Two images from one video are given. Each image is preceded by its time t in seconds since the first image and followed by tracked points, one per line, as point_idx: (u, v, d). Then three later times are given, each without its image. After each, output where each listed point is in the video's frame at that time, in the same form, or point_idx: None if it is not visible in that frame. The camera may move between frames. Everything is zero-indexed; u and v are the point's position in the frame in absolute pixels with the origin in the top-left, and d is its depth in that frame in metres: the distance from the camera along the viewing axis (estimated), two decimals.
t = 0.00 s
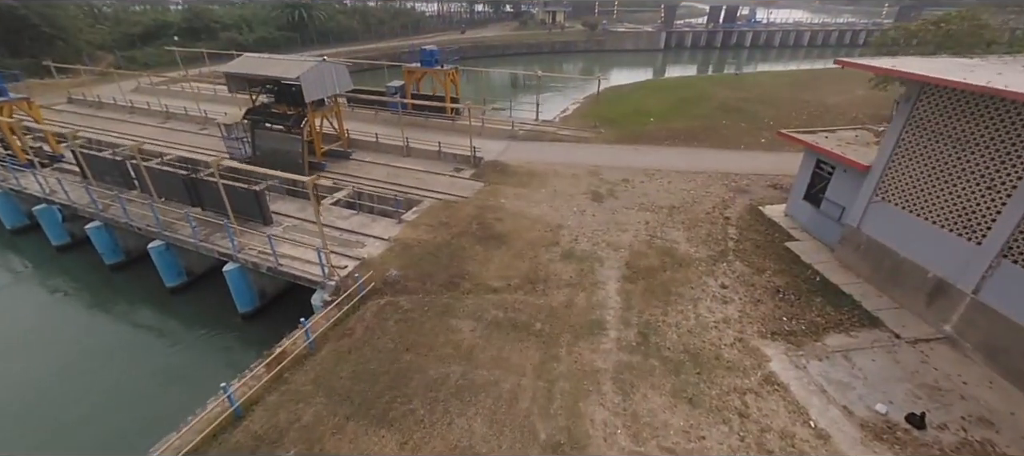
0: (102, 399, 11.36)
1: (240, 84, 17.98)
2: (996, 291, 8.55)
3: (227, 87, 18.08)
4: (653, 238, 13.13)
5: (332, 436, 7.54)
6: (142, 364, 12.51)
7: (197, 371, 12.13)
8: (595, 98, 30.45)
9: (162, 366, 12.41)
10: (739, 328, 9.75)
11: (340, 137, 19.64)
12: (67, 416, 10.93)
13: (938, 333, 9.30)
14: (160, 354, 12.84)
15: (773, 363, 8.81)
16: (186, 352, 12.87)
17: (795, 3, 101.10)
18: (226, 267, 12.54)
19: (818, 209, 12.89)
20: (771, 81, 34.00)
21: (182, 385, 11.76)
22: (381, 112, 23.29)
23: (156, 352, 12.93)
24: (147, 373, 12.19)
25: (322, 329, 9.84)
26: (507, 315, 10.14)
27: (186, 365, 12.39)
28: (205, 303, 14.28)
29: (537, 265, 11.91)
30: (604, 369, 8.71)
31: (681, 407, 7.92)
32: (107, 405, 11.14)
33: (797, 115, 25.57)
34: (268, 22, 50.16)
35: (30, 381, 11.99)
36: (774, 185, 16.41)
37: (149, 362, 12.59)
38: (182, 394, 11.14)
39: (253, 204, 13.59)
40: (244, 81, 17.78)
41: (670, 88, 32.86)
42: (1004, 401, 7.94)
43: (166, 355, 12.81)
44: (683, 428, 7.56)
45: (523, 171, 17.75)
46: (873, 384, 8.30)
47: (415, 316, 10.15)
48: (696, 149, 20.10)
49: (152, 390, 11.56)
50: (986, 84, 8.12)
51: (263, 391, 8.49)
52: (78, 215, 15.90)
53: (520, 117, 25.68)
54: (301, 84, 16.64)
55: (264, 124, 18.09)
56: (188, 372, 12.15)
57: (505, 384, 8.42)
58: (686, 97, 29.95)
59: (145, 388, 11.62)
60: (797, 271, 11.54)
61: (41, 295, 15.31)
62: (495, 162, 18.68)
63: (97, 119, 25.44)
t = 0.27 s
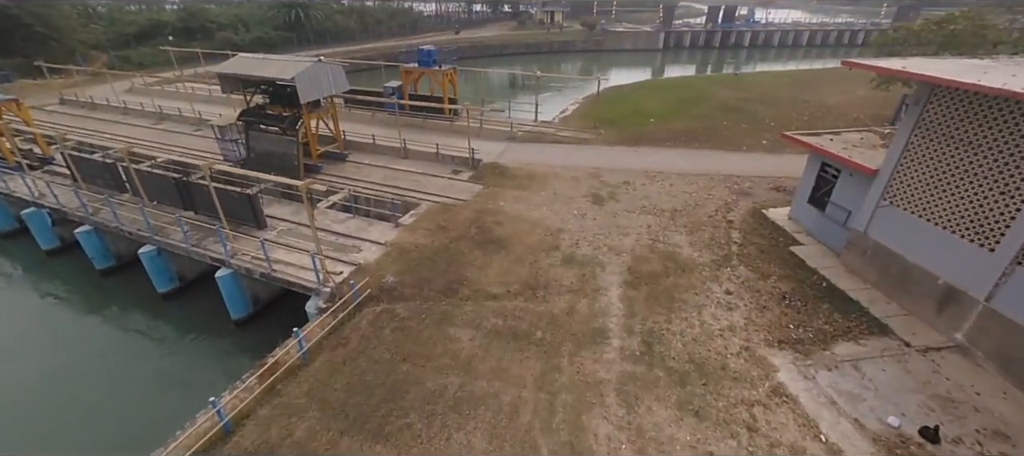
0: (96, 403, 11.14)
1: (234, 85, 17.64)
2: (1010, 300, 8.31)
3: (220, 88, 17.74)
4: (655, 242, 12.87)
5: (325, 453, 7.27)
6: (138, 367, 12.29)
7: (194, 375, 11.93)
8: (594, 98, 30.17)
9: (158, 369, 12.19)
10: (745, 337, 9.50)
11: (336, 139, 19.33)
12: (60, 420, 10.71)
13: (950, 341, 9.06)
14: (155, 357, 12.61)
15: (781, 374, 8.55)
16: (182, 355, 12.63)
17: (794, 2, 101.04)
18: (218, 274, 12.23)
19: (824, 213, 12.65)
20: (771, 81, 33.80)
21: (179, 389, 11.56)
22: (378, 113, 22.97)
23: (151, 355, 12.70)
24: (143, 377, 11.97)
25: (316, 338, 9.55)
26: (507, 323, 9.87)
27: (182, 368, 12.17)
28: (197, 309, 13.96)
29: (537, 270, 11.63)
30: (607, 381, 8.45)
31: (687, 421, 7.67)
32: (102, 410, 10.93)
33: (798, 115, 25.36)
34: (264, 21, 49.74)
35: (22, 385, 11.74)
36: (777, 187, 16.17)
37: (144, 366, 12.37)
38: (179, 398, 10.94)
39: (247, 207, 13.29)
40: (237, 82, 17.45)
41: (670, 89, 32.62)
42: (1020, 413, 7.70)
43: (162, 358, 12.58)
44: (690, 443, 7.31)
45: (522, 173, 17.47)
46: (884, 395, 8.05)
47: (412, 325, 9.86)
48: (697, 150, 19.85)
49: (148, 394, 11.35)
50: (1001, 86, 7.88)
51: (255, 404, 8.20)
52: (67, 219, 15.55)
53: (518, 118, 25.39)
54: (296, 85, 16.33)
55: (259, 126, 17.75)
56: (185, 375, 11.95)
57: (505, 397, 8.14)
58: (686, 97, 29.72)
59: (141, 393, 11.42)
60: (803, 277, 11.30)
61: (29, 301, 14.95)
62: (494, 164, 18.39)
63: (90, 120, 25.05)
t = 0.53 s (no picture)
0: (96, 408, 10.96)
1: (229, 86, 17.33)
2: None
3: (215, 89, 17.42)
4: (658, 248, 12.60)
5: None
6: (136, 372, 12.10)
7: (194, 379, 11.76)
8: (595, 99, 29.86)
9: (157, 374, 12.00)
10: (753, 346, 9.22)
11: (332, 140, 19.03)
12: (59, 426, 10.52)
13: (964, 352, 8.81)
14: (154, 362, 12.41)
15: (790, 386, 8.29)
16: (181, 359, 12.44)
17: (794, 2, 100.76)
18: (211, 279, 11.90)
19: (830, 217, 12.38)
20: (773, 81, 33.52)
21: (180, 393, 11.39)
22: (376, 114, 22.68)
23: (150, 360, 12.50)
24: (142, 382, 11.78)
25: (310, 349, 9.25)
26: (507, 333, 9.58)
27: (182, 373, 11.99)
28: (190, 316, 13.63)
29: (538, 276, 11.34)
30: (611, 394, 8.18)
31: (694, 437, 7.40)
32: (102, 414, 10.77)
33: (801, 115, 25.09)
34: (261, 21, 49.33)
35: (19, 389, 11.55)
36: (781, 190, 15.91)
37: (143, 370, 12.18)
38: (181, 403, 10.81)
39: (241, 212, 13.01)
40: (232, 83, 17.12)
41: (671, 89, 32.34)
42: None
43: (160, 363, 12.39)
44: None
45: (522, 176, 17.19)
46: (897, 409, 7.78)
47: (408, 335, 9.55)
48: (699, 152, 19.58)
49: (148, 399, 11.18)
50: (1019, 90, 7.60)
51: (247, 418, 7.92)
52: (58, 224, 15.21)
53: (518, 119, 25.09)
54: (291, 85, 16.01)
55: (254, 128, 17.42)
56: (185, 379, 11.77)
57: (506, 411, 7.86)
58: (687, 97, 29.45)
59: (140, 398, 11.24)
60: (810, 283, 11.03)
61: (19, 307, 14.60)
62: (494, 166, 18.10)
63: (84, 121, 24.73)
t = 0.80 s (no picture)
0: (91, 414, 10.72)
1: (225, 86, 17.03)
2: None
3: (211, 90, 17.12)
4: (663, 253, 12.30)
5: None
6: (133, 376, 11.85)
7: (192, 383, 11.53)
8: (596, 99, 29.56)
9: (154, 378, 11.77)
10: (762, 357, 8.93)
11: (330, 142, 18.73)
12: (54, 432, 10.27)
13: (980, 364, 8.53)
14: (150, 366, 12.17)
15: (801, 399, 8.00)
16: (178, 363, 12.20)
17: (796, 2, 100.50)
18: (204, 286, 11.63)
19: (839, 222, 12.09)
20: (775, 81, 33.23)
21: (177, 397, 11.17)
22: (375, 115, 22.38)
23: (146, 364, 12.25)
24: (139, 386, 11.54)
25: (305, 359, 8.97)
26: (508, 343, 9.28)
27: (180, 377, 11.76)
28: (184, 322, 13.35)
29: (539, 283, 11.05)
30: (616, 408, 7.89)
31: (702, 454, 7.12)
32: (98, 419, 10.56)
33: (805, 116, 24.80)
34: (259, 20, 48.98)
35: (14, 393, 11.33)
36: (787, 194, 15.62)
37: (139, 375, 11.93)
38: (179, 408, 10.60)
39: (235, 216, 12.73)
40: (228, 83, 16.83)
41: (672, 90, 32.04)
42: None
43: (157, 367, 12.15)
44: None
45: (523, 178, 16.90)
46: (913, 425, 7.49)
47: (406, 345, 9.27)
48: (703, 154, 19.29)
49: (146, 404, 10.95)
50: None
51: (238, 433, 7.65)
52: (49, 227, 14.90)
53: (518, 120, 24.79)
54: (288, 86, 15.73)
55: (250, 130, 17.12)
56: (183, 384, 11.55)
57: (507, 426, 7.57)
58: (689, 98, 29.15)
59: (138, 402, 11.03)
60: (819, 291, 10.73)
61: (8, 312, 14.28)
62: (494, 168, 17.81)
63: (79, 122, 24.42)
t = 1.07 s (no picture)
0: (90, 421, 10.54)
1: (221, 87, 16.73)
2: None
3: (207, 92, 16.82)
4: (668, 260, 11.98)
5: None
6: (128, 383, 11.60)
7: (189, 390, 11.29)
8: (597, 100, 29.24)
9: (152, 384, 11.56)
10: (773, 370, 8.63)
11: (328, 144, 18.42)
12: (52, 441, 10.11)
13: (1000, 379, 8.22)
14: (145, 372, 11.91)
15: (814, 416, 7.71)
16: (173, 369, 11.93)
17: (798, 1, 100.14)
18: (198, 293, 11.32)
19: (849, 228, 11.77)
20: (779, 82, 32.90)
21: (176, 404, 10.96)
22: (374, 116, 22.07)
23: (141, 371, 11.99)
24: (134, 394, 11.29)
25: (300, 372, 8.68)
26: (510, 355, 8.97)
27: (176, 384, 11.51)
28: (178, 328, 13.06)
29: (542, 292, 10.74)
30: (622, 425, 7.59)
31: None
32: (97, 427, 10.38)
33: (810, 118, 24.47)
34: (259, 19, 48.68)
35: (12, 400, 11.16)
36: (793, 197, 15.30)
37: (135, 382, 11.68)
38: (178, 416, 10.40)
39: (230, 221, 12.44)
40: (224, 84, 16.53)
41: (674, 90, 31.72)
42: None
43: (153, 373, 11.89)
44: None
45: (525, 181, 16.60)
46: (932, 444, 7.19)
47: (404, 356, 8.97)
48: (707, 156, 18.97)
49: (144, 411, 10.76)
50: None
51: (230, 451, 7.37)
52: (42, 231, 14.63)
53: (519, 121, 24.51)
54: (285, 87, 15.43)
55: (246, 131, 16.82)
56: (181, 390, 11.33)
57: (509, 444, 7.28)
58: (692, 98, 28.84)
59: (136, 409, 10.83)
60: (830, 300, 10.42)
61: None
62: (495, 171, 17.51)
63: (75, 123, 24.14)
